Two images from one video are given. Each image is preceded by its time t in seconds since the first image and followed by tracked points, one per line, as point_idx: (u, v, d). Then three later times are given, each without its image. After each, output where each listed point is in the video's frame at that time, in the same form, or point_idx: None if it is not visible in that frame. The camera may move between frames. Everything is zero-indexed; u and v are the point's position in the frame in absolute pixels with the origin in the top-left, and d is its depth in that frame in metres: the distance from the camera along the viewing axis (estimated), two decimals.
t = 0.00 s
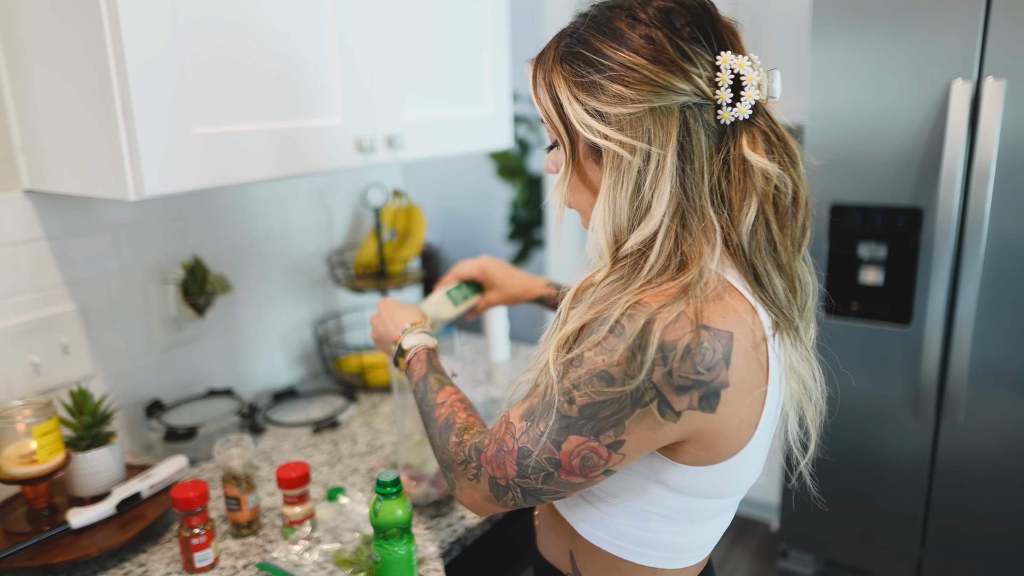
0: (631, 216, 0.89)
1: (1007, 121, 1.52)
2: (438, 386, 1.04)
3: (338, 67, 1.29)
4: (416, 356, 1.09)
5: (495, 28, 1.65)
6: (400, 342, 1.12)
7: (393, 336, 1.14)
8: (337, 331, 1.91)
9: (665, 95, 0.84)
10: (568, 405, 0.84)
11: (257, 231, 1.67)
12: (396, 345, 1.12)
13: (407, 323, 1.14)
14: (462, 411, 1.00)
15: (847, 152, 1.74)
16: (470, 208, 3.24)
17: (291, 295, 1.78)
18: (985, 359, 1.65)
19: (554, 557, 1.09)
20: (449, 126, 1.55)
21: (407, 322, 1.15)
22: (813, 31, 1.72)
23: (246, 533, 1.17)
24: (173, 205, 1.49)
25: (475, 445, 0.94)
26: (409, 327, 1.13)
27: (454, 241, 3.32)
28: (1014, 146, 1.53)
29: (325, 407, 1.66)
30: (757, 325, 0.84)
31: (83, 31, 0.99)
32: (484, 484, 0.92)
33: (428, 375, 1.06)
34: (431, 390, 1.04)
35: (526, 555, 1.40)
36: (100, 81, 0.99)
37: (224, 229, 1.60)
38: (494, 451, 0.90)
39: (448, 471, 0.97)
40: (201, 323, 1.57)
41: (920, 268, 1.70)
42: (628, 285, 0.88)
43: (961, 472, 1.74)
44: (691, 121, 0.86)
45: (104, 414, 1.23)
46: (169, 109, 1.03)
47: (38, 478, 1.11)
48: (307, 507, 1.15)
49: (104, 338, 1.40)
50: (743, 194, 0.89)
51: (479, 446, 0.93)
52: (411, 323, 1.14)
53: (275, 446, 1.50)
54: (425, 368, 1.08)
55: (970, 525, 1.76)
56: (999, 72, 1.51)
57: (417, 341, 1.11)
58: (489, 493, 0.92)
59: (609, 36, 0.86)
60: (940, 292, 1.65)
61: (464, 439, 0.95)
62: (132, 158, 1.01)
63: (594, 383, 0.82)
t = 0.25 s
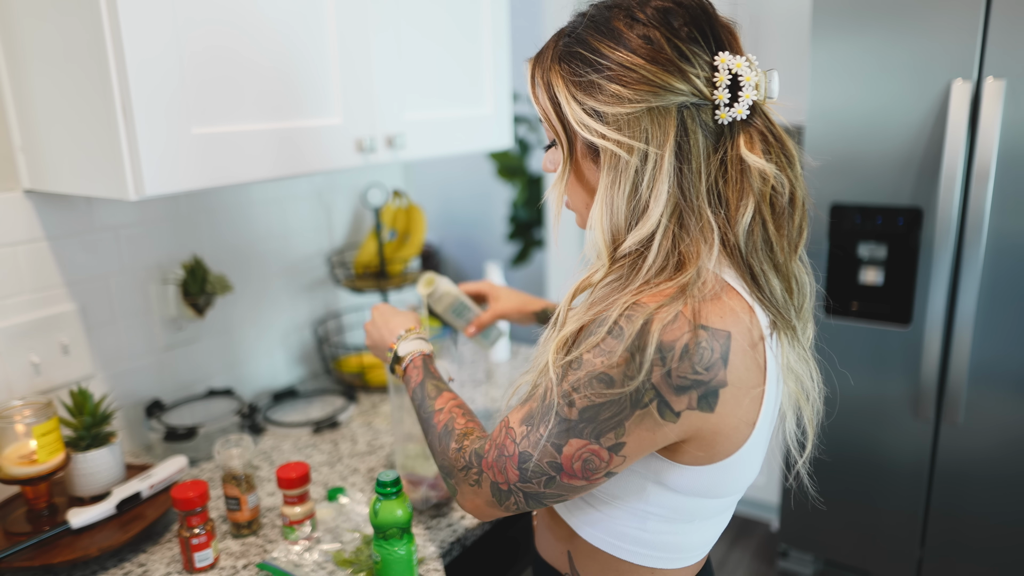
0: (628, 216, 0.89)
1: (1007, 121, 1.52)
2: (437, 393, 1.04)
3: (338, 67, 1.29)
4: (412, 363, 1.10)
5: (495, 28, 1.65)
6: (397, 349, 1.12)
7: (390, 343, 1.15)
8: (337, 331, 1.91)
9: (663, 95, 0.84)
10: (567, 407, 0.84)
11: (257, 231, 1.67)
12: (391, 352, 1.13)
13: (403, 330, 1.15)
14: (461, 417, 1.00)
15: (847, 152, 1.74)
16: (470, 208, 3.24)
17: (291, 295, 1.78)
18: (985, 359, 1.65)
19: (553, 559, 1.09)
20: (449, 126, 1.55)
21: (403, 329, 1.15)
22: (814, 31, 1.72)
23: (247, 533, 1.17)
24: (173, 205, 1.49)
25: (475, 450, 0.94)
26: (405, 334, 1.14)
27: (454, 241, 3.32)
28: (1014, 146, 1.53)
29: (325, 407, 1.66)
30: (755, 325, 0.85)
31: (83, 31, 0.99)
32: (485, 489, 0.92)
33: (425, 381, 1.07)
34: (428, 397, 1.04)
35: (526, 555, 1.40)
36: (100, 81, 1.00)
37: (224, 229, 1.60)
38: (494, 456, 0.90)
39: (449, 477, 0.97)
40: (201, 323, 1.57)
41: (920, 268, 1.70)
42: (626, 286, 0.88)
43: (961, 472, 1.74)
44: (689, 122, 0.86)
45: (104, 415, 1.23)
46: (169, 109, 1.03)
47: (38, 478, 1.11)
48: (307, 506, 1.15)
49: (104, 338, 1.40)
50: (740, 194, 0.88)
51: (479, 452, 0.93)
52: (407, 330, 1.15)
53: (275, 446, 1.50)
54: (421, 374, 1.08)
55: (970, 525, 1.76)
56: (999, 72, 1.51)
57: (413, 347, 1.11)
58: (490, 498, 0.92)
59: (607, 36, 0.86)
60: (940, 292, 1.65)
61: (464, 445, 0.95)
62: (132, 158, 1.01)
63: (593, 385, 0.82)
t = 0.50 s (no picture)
0: (625, 212, 0.89)
1: (1007, 121, 1.52)
2: (437, 397, 1.04)
3: (338, 68, 1.29)
4: (412, 369, 1.09)
5: (496, 28, 1.65)
6: (396, 356, 1.11)
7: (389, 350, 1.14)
8: (337, 331, 1.91)
9: (661, 93, 0.84)
10: (569, 404, 0.84)
11: (257, 231, 1.67)
12: (391, 358, 1.12)
13: (402, 337, 1.14)
14: (462, 419, 1.00)
15: (847, 152, 1.74)
16: (470, 208, 3.25)
17: (291, 295, 1.78)
18: (985, 360, 1.65)
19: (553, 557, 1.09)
20: (449, 126, 1.55)
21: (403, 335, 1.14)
22: (813, 32, 1.73)
23: (246, 533, 1.17)
24: (173, 204, 1.49)
25: (478, 452, 0.93)
26: (404, 340, 1.13)
27: (454, 240, 3.33)
28: (1014, 146, 1.53)
29: (325, 407, 1.66)
30: (753, 319, 0.85)
31: (84, 31, 0.99)
32: (490, 491, 0.92)
33: (426, 386, 1.06)
34: (428, 399, 1.04)
35: (526, 555, 1.39)
36: (101, 81, 0.99)
37: (224, 228, 1.60)
38: (497, 457, 0.90)
39: (453, 480, 0.97)
40: (201, 323, 1.57)
41: (920, 268, 1.70)
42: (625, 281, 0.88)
43: (960, 473, 1.75)
44: (686, 120, 0.86)
45: (104, 414, 1.23)
46: (169, 109, 1.03)
47: (38, 478, 1.11)
48: (307, 507, 1.15)
49: (104, 338, 1.40)
50: (736, 192, 0.88)
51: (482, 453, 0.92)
52: (407, 336, 1.14)
53: (275, 446, 1.50)
54: (421, 379, 1.07)
55: (970, 526, 1.76)
56: (999, 72, 1.51)
57: (412, 353, 1.10)
58: (496, 500, 0.92)
59: (607, 33, 0.86)
60: (940, 291, 1.65)
61: (467, 448, 0.95)
62: (132, 157, 1.01)
63: (595, 381, 0.82)
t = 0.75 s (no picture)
0: (626, 209, 0.89)
1: (1007, 121, 1.52)
2: (442, 405, 1.03)
3: (338, 69, 1.29)
4: (415, 378, 1.08)
5: (495, 28, 1.65)
6: (398, 365, 1.11)
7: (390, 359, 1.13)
8: (337, 331, 1.91)
9: (659, 92, 0.84)
10: (578, 406, 0.84)
11: (257, 231, 1.67)
12: (392, 368, 1.12)
13: (403, 345, 1.14)
14: (468, 426, 0.99)
15: (847, 152, 1.74)
16: (470, 208, 3.25)
17: (291, 295, 1.78)
18: (985, 359, 1.65)
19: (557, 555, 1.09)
20: (449, 126, 1.55)
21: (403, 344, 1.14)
22: (813, 32, 1.72)
23: (246, 533, 1.17)
24: (173, 204, 1.49)
25: (486, 458, 0.93)
26: (404, 349, 1.13)
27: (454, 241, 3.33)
28: (1014, 146, 1.53)
29: (325, 407, 1.66)
30: (757, 313, 0.85)
31: (84, 32, 0.99)
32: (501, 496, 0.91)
33: (430, 394, 1.05)
34: (432, 406, 1.03)
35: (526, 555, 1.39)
36: (100, 81, 0.99)
37: (224, 228, 1.60)
38: (507, 462, 0.89)
39: (462, 487, 0.96)
40: (201, 323, 1.57)
41: (920, 268, 1.70)
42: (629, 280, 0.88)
43: (960, 473, 1.74)
44: (682, 118, 0.86)
45: (104, 414, 1.23)
46: (169, 110, 1.03)
47: (38, 478, 1.11)
48: (307, 507, 1.15)
49: (105, 338, 1.40)
50: (735, 187, 0.89)
51: (490, 458, 0.92)
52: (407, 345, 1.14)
53: (275, 446, 1.50)
54: (425, 388, 1.06)
55: (971, 526, 1.76)
56: (999, 72, 1.51)
57: (415, 362, 1.10)
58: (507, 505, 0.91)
59: (604, 35, 0.86)
60: (940, 291, 1.65)
61: (475, 454, 0.95)
62: (132, 158, 1.01)
63: (603, 380, 0.82)
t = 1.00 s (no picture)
0: (635, 208, 0.89)
1: (1007, 121, 1.52)
2: (449, 414, 1.03)
3: (338, 69, 1.29)
4: (422, 389, 1.07)
5: (496, 28, 1.65)
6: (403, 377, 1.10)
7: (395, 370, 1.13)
8: (337, 331, 1.91)
9: (665, 92, 0.84)
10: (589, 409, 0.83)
11: (257, 231, 1.67)
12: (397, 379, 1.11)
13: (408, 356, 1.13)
14: (478, 434, 0.99)
15: (847, 152, 1.74)
16: (470, 208, 3.25)
17: (291, 295, 1.78)
18: (985, 359, 1.65)
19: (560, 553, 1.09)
20: (450, 126, 1.55)
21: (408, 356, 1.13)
22: (813, 32, 1.72)
23: (246, 533, 1.17)
24: (173, 204, 1.49)
25: (496, 467, 0.92)
26: (410, 359, 1.12)
27: (454, 240, 3.33)
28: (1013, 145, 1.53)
29: (324, 407, 1.66)
30: (762, 311, 0.85)
31: (84, 32, 0.99)
32: (514, 505, 0.91)
33: (437, 405, 1.04)
34: (439, 417, 1.03)
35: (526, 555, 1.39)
36: (100, 81, 0.99)
37: (224, 228, 1.60)
38: (519, 470, 0.89)
39: (473, 497, 0.95)
40: (201, 323, 1.57)
41: (920, 268, 1.70)
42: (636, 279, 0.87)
43: (960, 473, 1.75)
44: (689, 117, 0.86)
45: (104, 414, 1.23)
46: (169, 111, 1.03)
47: (38, 478, 1.11)
48: (307, 506, 1.15)
49: (104, 338, 1.40)
50: (740, 186, 0.89)
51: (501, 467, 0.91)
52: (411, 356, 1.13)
53: (275, 446, 1.50)
54: (432, 398, 1.05)
55: (971, 526, 1.76)
56: (999, 72, 1.51)
57: (420, 373, 1.09)
58: (520, 513, 0.91)
59: (610, 36, 0.86)
60: (940, 291, 1.65)
61: (486, 463, 0.94)
62: (132, 158, 1.01)
63: (614, 382, 0.82)
